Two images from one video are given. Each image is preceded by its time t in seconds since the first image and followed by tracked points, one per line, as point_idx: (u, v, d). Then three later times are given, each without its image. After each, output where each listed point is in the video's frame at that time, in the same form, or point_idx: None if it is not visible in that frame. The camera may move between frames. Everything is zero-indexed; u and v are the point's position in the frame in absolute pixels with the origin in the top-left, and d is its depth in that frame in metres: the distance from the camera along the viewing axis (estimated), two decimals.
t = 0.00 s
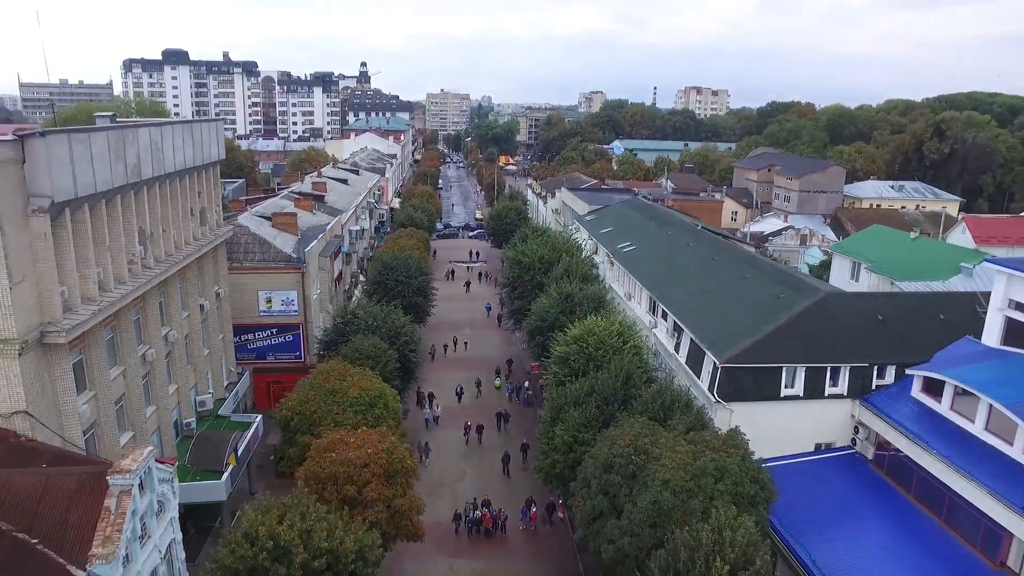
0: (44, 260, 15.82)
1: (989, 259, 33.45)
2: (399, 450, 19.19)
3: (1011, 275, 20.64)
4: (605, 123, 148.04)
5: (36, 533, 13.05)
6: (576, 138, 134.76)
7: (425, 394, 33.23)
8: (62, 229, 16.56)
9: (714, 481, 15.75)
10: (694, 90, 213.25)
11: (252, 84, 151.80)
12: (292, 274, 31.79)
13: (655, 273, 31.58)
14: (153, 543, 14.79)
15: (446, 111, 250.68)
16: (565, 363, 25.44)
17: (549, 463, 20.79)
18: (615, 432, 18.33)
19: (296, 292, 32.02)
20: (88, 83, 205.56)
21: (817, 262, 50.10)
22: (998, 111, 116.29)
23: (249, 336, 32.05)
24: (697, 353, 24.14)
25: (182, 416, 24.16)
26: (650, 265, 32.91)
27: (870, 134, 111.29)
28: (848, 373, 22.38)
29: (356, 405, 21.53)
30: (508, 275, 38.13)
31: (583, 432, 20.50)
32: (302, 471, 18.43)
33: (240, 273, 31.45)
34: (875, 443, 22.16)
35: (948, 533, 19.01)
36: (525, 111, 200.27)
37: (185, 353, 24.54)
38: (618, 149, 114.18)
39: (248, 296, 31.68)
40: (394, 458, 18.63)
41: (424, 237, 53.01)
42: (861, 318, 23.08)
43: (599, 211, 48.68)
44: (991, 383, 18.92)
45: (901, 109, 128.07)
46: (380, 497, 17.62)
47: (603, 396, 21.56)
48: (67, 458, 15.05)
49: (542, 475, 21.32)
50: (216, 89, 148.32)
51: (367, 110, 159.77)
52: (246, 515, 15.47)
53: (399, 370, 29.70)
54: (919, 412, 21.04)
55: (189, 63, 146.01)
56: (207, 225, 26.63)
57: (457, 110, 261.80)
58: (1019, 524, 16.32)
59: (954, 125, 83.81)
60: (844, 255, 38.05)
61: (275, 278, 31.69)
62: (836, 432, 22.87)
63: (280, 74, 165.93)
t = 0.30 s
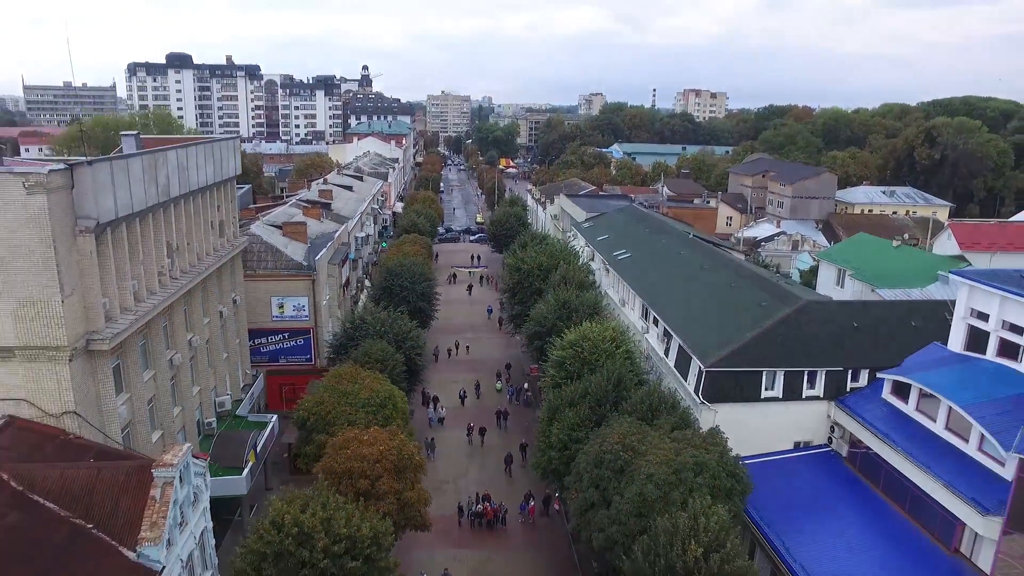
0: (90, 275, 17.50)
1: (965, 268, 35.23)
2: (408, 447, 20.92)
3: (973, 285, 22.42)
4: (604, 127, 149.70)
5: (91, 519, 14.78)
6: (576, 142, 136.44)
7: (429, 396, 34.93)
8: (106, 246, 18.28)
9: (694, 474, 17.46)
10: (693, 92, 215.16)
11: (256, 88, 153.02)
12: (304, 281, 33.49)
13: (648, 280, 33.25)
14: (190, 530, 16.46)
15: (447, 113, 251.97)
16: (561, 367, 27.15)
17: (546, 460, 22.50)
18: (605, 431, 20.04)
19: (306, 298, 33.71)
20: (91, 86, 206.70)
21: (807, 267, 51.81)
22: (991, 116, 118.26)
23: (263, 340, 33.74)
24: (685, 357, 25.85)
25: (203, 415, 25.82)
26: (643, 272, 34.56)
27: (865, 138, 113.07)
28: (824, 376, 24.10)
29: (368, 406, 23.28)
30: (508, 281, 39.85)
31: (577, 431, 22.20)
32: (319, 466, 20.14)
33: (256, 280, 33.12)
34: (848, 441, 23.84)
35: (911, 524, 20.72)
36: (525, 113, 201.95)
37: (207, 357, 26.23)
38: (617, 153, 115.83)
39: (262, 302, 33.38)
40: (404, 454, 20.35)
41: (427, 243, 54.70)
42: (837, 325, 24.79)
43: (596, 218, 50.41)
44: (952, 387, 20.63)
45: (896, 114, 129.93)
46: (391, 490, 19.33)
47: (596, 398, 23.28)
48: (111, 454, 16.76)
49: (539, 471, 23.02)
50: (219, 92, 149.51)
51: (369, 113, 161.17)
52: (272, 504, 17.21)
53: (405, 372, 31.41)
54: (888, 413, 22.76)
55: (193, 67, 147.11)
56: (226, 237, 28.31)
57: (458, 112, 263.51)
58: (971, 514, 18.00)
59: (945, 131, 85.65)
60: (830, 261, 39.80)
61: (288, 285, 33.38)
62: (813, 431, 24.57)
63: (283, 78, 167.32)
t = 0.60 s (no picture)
0: (132, 288, 19.28)
1: (948, 277, 36.96)
2: (419, 444, 22.71)
3: (943, 296, 24.28)
4: (607, 131, 151.19)
5: (140, 506, 16.55)
6: (579, 146, 137.87)
7: (436, 397, 36.73)
8: (145, 261, 20.08)
9: (681, 469, 19.20)
10: (696, 96, 216.97)
11: (262, 91, 154.20)
12: (318, 288, 35.26)
13: (643, 287, 34.97)
14: (225, 518, 18.29)
15: (451, 115, 253.61)
16: (561, 370, 28.87)
17: (546, 457, 24.25)
18: (600, 431, 21.78)
19: (320, 304, 35.49)
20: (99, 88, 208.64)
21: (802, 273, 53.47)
22: (989, 121, 119.80)
23: (278, 343, 35.53)
24: (677, 362, 27.58)
25: (226, 415, 27.59)
26: (639, 279, 36.25)
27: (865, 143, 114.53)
28: (806, 379, 25.82)
29: (381, 406, 25.13)
30: (512, 287, 41.63)
31: (574, 430, 23.95)
32: (338, 461, 21.94)
33: (273, 287, 34.91)
34: (829, 441, 25.53)
35: (884, 517, 22.41)
36: (529, 117, 203.54)
37: (230, 360, 28.00)
38: (619, 157, 117.32)
39: (278, 308, 35.21)
40: (416, 452, 22.15)
41: (432, 248, 56.40)
42: (819, 332, 26.50)
43: (597, 225, 52.12)
44: (921, 391, 22.36)
45: (895, 119, 131.61)
46: (405, 484, 21.13)
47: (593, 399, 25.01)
48: (152, 449, 18.66)
49: (540, 468, 24.78)
50: (227, 96, 151.21)
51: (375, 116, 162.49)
52: (298, 496, 19.04)
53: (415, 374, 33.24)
54: (865, 413, 24.46)
55: (200, 71, 148.36)
56: (246, 247, 30.11)
57: (463, 114, 264.64)
58: (933, 505, 19.75)
59: (940, 138, 87.32)
60: (820, 269, 41.52)
61: (302, 291, 35.18)
62: (797, 431, 26.28)
63: (289, 81, 168.71)
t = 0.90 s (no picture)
0: (166, 300, 21.03)
1: (931, 284, 38.73)
2: (426, 442, 24.55)
3: (915, 305, 26.16)
4: (609, 134, 153.02)
5: (178, 499, 18.33)
6: (581, 150, 139.66)
7: (441, 398, 38.57)
8: (177, 274, 21.88)
9: (668, 466, 20.97)
10: (697, 99, 218.80)
11: (268, 95, 155.99)
12: (329, 294, 37.07)
13: (638, 294, 36.71)
14: (252, 509, 20.11)
15: (454, 117, 255.08)
16: (560, 373, 30.66)
17: (546, 455, 26.07)
18: (594, 430, 23.62)
19: (331, 309, 37.32)
20: (107, 91, 211.00)
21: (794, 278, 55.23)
22: (986, 126, 121.54)
23: (292, 346, 37.43)
24: (669, 365, 29.36)
25: (246, 415, 29.43)
26: (635, 286, 37.99)
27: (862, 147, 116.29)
28: (789, 383, 27.58)
29: (392, 406, 26.98)
30: (514, 293, 43.46)
31: (571, 430, 25.76)
32: (353, 458, 23.81)
33: (287, 294, 36.74)
34: (810, 440, 27.31)
35: (857, 511, 24.18)
36: (532, 119, 205.41)
37: (249, 364, 29.81)
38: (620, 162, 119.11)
39: (291, 313, 37.08)
40: (424, 450, 23.99)
41: (437, 254, 58.23)
42: (801, 338, 28.27)
43: (596, 231, 53.89)
44: (893, 395, 24.18)
45: (893, 123, 133.31)
46: (414, 479, 22.97)
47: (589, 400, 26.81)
48: (185, 447, 20.42)
49: (540, 465, 26.59)
50: (233, 99, 153.22)
51: (379, 120, 164.32)
52: (317, 490, 20.90)
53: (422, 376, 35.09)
54: (842, 414, 26.24)
55: (207, 75, 150.17)
56: (263, 256, 31.90)
57: (465, 115, 266.39)
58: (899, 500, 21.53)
59: (934, 144, 89.05)
60: (810, 275, 43.27)
61: (314, 298, 37.00)
62: (780, 431, 28.08)
63: (294, 85, 170.60)
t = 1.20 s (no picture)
0: (193, 310, 22.81)
1: (910, 291, 40.63)
2: (431, 441, 26.36)
3: (887, 313, 28.33)
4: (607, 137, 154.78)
5: (207, 493, 19.92)
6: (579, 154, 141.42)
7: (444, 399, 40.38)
8: (201, 287, 23.66)
9: (654, 463, 22.81)
10: (695, 101, 220.74)
11: (270, 98, 157.45)
12: (336, 300, 38.90)
13: (630, 300, 38.52)
14: (272, 503, 21.91)
15: (454, 119, 256.69)
16: (556, 376, 32.44)
17: (542, 453, 27.90)
18: (587, 430, 25.43)
19: (338, 315, 39.15)
20: (109, 93, 212.51)
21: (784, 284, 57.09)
22: (978, 131, 123.57)
23: (301, 350, 39.23)
24: (658, 369, 31.18)
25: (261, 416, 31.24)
26: (628, 293, 39.78)
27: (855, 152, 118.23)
28: (770, 386, 29.44)
29: (398, 408, 28.80)
30: (512, 298, 45.26)
31: (566, 430, 27.59)
32: (363, 456, 25.64)
33: (296, 300, 38.56)
34: (789, 440, 29.15)
35: (831, 506, 26.02)
36: (531, 122, 207.10)
37: (263, 368, 31.60)
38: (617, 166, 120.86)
39: (301, 318, 38.88)
40: (429, 449, 25.83)
41: (438, 259, 60.05)
42: (782, 344, 30.13)
43: (592, 238, 55.69)
44: (865, 398, 26.04)
45: (886, 128, 135.19)
46: (420, 475, 24.80)
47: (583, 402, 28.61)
48: (211, 445, 22.15)
49: (537, 463, 28.43)
50: (235, 103, 154.82)
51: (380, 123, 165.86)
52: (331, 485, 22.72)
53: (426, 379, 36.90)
54: (819, 415, 28.09)
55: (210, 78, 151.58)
56: (275, 266, 33.64)
57: (465, 117, 267.90)
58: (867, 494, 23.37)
59: (925, 150, 90.99)
60: (796, 282, 45.14)
61: (323, 304, 38.84)
62: (762, 431, 29.97)
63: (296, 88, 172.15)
